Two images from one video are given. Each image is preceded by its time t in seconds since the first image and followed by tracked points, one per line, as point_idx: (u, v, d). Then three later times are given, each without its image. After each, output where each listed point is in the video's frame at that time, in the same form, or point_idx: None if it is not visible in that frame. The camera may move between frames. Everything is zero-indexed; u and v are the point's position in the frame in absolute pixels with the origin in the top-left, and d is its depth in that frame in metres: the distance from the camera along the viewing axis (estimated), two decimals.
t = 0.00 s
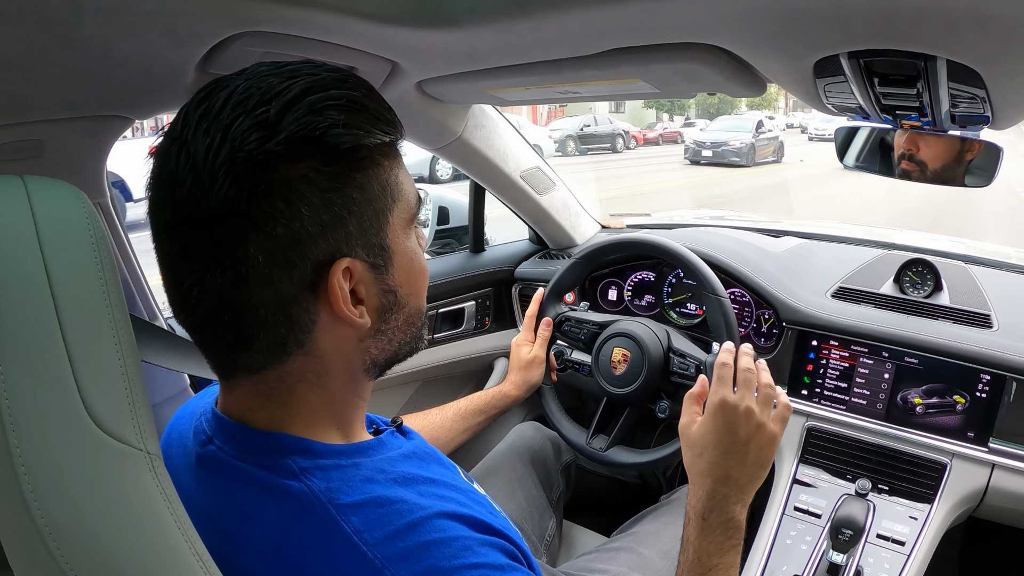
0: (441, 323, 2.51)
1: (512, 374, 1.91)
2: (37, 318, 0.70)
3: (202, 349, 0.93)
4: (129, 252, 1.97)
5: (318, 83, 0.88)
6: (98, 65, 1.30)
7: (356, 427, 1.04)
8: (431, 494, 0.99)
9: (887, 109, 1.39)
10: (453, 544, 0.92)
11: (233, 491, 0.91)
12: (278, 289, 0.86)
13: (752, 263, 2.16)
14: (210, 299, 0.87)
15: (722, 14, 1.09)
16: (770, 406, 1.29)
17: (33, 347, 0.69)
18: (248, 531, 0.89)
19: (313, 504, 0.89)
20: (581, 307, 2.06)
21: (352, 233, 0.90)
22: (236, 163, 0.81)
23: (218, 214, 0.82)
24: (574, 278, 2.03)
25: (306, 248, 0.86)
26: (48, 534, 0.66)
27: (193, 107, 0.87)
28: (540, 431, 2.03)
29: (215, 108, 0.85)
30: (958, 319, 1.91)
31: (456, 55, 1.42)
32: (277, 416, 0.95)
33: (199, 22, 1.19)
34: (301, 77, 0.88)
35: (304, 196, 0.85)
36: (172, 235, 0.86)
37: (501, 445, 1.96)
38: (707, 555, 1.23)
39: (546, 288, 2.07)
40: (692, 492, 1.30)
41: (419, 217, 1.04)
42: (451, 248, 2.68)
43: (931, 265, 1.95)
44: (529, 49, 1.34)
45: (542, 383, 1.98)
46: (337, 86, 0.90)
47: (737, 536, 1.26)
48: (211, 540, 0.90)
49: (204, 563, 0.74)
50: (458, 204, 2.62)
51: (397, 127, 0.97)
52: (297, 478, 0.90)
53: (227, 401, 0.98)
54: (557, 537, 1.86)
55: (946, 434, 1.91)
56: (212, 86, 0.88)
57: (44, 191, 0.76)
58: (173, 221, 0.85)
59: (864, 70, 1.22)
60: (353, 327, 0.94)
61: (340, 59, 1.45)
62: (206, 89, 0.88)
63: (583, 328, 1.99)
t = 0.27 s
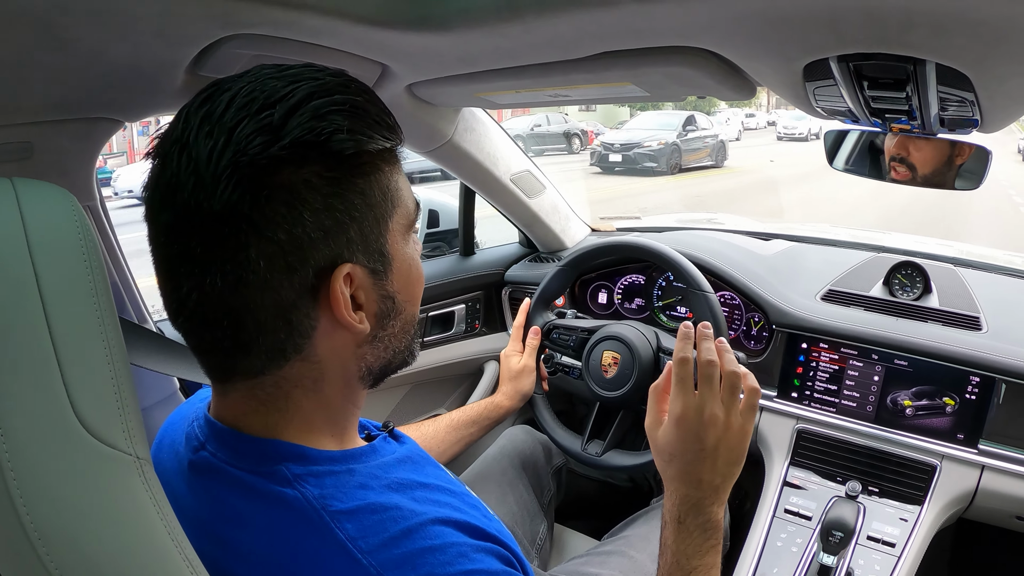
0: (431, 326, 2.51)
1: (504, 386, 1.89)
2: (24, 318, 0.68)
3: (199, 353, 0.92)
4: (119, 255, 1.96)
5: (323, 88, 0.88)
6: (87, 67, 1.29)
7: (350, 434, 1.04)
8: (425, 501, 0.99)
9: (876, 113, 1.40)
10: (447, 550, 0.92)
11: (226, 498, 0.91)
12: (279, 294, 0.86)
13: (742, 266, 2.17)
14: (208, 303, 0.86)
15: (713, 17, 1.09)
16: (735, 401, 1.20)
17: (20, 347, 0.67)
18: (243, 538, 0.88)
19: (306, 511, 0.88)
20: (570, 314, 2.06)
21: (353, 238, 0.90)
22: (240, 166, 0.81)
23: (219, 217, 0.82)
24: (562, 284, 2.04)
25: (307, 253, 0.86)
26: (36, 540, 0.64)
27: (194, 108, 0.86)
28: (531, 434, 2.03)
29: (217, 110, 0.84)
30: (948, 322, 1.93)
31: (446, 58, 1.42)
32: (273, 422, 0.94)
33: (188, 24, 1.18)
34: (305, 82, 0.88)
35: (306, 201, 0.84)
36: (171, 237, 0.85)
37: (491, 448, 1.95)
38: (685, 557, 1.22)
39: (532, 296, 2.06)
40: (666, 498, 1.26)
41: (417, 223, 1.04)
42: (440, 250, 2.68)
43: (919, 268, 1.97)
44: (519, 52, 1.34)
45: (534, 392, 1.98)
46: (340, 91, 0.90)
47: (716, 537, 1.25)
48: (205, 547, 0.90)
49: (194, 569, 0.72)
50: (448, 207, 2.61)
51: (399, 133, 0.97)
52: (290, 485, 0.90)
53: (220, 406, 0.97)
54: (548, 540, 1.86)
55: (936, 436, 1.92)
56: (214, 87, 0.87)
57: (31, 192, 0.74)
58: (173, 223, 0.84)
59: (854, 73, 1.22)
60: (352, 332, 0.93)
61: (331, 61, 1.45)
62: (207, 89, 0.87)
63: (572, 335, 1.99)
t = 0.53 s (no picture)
0: (426, 321, 2.51)
1: (499, 383, 1.89)
2: (18, 318, 0.68)
3: (195, 346, 0.92)
4: (112, 255, 1.96)
5: (315, 80, 0.88)
6: (78, 66, 1.29)
7: (344, 427, 1.03)
8: (420, 494, 0.99)
9: (868, 105, 1.40)
10: (442, 544, 0.92)
11: (222, 494, 0.91)
12: (275, 281, 0.86)
13: (735, 258, 2.17)
14: (203, 292, 0.86)
15: (705, 11, 1.09)
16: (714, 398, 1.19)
17: (14, 348, 0.66)
18: (238, 533, 0.88)
19: (301, 506, 0.88)
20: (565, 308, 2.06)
21: (346, 226, 0.89)
22: (235, 154, 0.81)
23: (215, 205, 0.82)
24: (554, 278, 2.03)
25: (302, 240, 0.86)
26: (35, 543, 0.64)
27: (188, 103, 0.86)
28: (527, 428, 2.03)
29: (212, 103, 0.84)
30: (941, 312, 1.93)
31: (438, 53, 1.42)
32: (270, 414, 0.94)
33: (178, 21, 1.18)
34: (297, 74, 0.88)
35: (302, 187, 0.84)
36: (167, 229, 0.85)
37: (487, 443, 1.96)
38: (674, 551, 1.23)
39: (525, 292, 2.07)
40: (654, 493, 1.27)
41: (408, 214, 1.04)
42: (434, 245, 2.65)
43: (913, 259, 1.98)
44: (511, 46, 1.33)
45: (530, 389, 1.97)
46: (332, 83, 0.90)
47: (706, 529, 1.26)
48: (201, 543, 0.89)
49: (192, 568, 0.73)
50: (442, 202, 2.62)
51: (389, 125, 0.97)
52: (285, 480, 0.90)
53: (215, 402, 0.97)
54: (544, 534, 1.87)
55: (930, 426, 1.93)
56: (208, 83, 0.87)
57: (23, 193, 0.74)
58: (169, 214, 0.84)
59: (846, 65, 1.22)
60: (348, 319, 0.93)
61: (323, 57, 1.44)
62: (201, 85, 0.88)
63: (566, 329, 1.99)
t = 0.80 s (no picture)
0: (422, 325, 2.51)
1: (495, 386, 1.89)
2: (14, 320, 0.67)
3: (185, 357, 0.92)
4: (108, 258, 1.96)
5: (293, 84, 0.88)
6: (75, 69, 1.29)
7: (340, 432, 1.03)
8: (417, 501, 0.98)
9: (864, 109, 1.41)
10: (440, 550, 0.92)
11: (218, 501, 0.90)
12: (263, 290, 0.86)
13: (732, 262, 2.18)
14: (190, 303, 0.86)
15: (702, 15, 1.09)
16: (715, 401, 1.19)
17: (10, 349, 0.66)
18: (234, 540, 0.88)
19: (297, 513, 0.88)
20: (561, 312, 2.06)
21: (332, 230, 0.89)
22: (215, 164, 0.81)
23: (198, 216, 0.82)
24: (551, 281, 2.03)
25: (288, 248, 0.85)
26: (29, 544, 0.63)
27: (164, 113, 0.86)
28: (523, 432, 2.03)
29: (189, 112, 0.84)
30: (937, 316, 1.94)
31: (435, 56, 1.42)
32: (263, 423, 0.94)
33: (175, 25, 1.18)
34: (275, 78, 0.87)
35: (285, 196, 0.84)
36: (151, 240, 0.85)
37: (484, 447, 1.95)
38: (674, 556, 1.23)
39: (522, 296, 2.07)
40: (654, 498, 1.27)
41: (395, 214, 1.04)
42: (430, 250, 2.68)
43: (909, 262, 1.98)
44: (508, 50, 1.34)
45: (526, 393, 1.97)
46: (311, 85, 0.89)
47: (708, 534, 1.25)
48: (198, 550, 0.89)
49: (187, 573, 0.72)
50: (437, 205, 2.62)
51: (371, 125, 0.96)
52: (281, 486, 0.89)
53: (210, 409, 0.96)
54: (541, 538, 1.87)
55: (927, 429, 1.93)
56: (184, 90, 0.86)
57: (20, 198, 0.74)
58: (152, 226, 0.84)
59: (842, 69, 1.22)
60: (338, 325, 0.93)
61: (320, 60, 1.44)
62: (177, 93, 0.87)
63: (563, 333, 1.99)
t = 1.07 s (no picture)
0: (420, 324, 2.51)
1: (494, 386, 1.89)
2: (12, 317, 0.67)
3: (183, 356, 0.92)
4: (106, 257, 1.95)
5: (281, 83, 0.88)
6: (73, 67, 1.28)
7: (338, 429, 1.03)
8: (414, 497, 0.98)
9: (862, 109, 1.41)
10: (436, 546, 0.92)
11: (215, 496, 0.90)
12: (255, 287, 0.86)
13: (730, 262, 2.18)
14: (186, 301, 0.86)
15: (700, 15, 1.09)
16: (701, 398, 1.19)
17: (8, 346, 0.66)
18: (231, 536, 0.87)
19: (295, 508, 0.88)
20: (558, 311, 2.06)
21: (324, 225, 0.89)
22: (204, 163, 0.81)
23: (191, 214, 0.82)
24: (548, 281, 2.03)
25: (279, 244, 0.85)
26: (26, 542, 0.63)
27: (156, 114, 0.86)
28: (521, 431, 2.03)
29: (179, 112, 0.84)
30: (935, 316, 1.94)
31: (434, 56, 1.42)
32: (259, 419, 0.94)
33: (173, 23, 1.18)
34: (263, 77, 0.87)
35: (275, 192, 0.84)
36: (145, 240, 0.85)
37: (482, 446, 1.95)
38: (665, 554, 1.21)
39: (520, 296, 2.07)
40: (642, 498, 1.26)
41: (389, 209, 1.04)
42: (428, 249, 2.67)
43: (907, 263, 1.98)
44: (506, 49, 1.34)
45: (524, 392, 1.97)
46: (299, 83, 0.89)
47: (696, 531, 1.24)
48: (195, 546, 0.89)
49: (185, 571, 0.72)
50: (435, 204, 2.62)
51: (361, 121, 0.96)
52: (279, 482, 0.89)
53: (208, 406, 0.96)
54: (539, 537, 1.87)
55: (924, 430, 1.93)
56: (175, 92, 0.87)
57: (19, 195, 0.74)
58: (145, 226, 0.84)
59: (840, 69, 1.22)
60: (332, 318, 0.93)
61: (318, 59, 1.44)
62: (170, 94, 0.87)
63: (561, 333, 1.99)
